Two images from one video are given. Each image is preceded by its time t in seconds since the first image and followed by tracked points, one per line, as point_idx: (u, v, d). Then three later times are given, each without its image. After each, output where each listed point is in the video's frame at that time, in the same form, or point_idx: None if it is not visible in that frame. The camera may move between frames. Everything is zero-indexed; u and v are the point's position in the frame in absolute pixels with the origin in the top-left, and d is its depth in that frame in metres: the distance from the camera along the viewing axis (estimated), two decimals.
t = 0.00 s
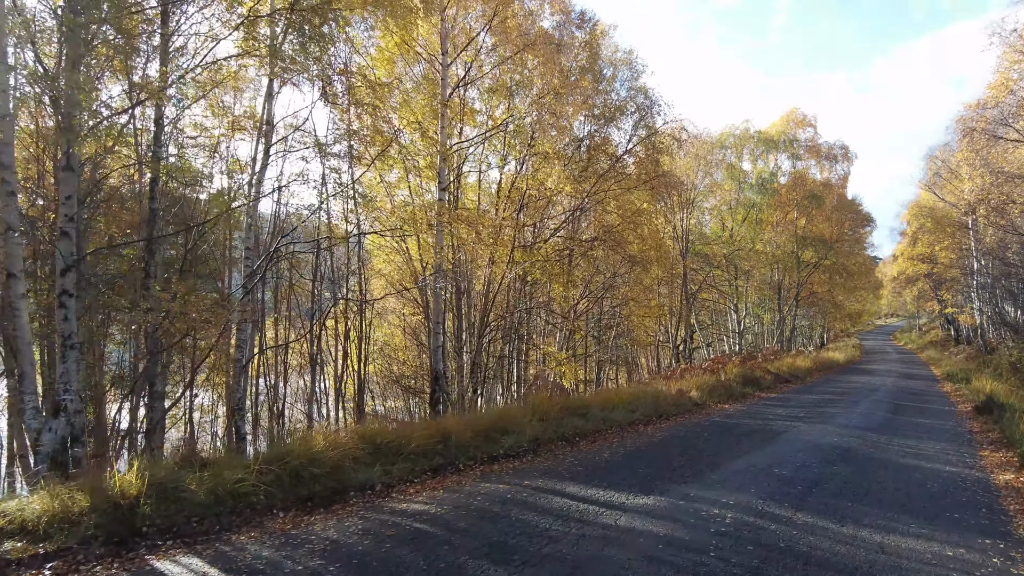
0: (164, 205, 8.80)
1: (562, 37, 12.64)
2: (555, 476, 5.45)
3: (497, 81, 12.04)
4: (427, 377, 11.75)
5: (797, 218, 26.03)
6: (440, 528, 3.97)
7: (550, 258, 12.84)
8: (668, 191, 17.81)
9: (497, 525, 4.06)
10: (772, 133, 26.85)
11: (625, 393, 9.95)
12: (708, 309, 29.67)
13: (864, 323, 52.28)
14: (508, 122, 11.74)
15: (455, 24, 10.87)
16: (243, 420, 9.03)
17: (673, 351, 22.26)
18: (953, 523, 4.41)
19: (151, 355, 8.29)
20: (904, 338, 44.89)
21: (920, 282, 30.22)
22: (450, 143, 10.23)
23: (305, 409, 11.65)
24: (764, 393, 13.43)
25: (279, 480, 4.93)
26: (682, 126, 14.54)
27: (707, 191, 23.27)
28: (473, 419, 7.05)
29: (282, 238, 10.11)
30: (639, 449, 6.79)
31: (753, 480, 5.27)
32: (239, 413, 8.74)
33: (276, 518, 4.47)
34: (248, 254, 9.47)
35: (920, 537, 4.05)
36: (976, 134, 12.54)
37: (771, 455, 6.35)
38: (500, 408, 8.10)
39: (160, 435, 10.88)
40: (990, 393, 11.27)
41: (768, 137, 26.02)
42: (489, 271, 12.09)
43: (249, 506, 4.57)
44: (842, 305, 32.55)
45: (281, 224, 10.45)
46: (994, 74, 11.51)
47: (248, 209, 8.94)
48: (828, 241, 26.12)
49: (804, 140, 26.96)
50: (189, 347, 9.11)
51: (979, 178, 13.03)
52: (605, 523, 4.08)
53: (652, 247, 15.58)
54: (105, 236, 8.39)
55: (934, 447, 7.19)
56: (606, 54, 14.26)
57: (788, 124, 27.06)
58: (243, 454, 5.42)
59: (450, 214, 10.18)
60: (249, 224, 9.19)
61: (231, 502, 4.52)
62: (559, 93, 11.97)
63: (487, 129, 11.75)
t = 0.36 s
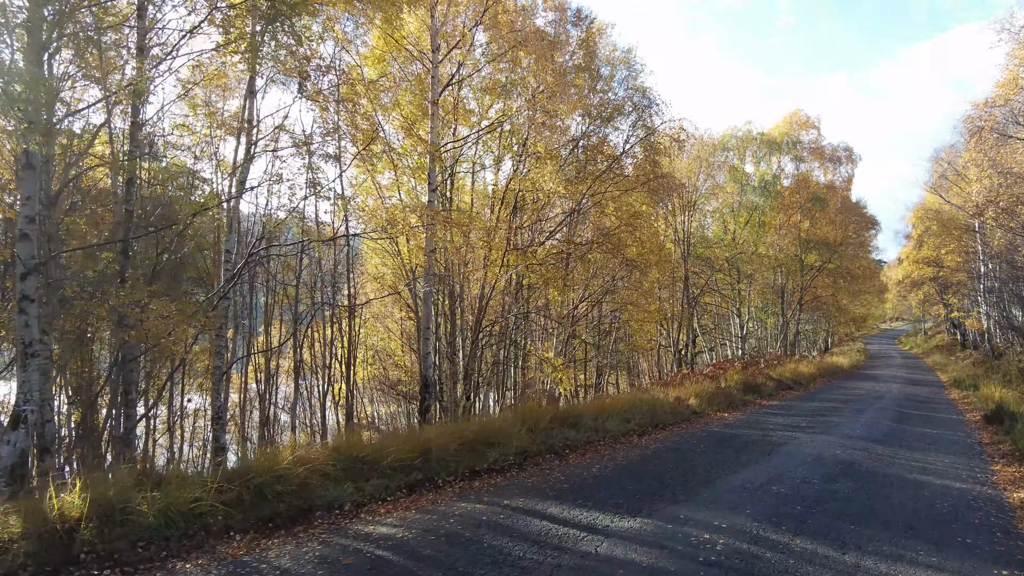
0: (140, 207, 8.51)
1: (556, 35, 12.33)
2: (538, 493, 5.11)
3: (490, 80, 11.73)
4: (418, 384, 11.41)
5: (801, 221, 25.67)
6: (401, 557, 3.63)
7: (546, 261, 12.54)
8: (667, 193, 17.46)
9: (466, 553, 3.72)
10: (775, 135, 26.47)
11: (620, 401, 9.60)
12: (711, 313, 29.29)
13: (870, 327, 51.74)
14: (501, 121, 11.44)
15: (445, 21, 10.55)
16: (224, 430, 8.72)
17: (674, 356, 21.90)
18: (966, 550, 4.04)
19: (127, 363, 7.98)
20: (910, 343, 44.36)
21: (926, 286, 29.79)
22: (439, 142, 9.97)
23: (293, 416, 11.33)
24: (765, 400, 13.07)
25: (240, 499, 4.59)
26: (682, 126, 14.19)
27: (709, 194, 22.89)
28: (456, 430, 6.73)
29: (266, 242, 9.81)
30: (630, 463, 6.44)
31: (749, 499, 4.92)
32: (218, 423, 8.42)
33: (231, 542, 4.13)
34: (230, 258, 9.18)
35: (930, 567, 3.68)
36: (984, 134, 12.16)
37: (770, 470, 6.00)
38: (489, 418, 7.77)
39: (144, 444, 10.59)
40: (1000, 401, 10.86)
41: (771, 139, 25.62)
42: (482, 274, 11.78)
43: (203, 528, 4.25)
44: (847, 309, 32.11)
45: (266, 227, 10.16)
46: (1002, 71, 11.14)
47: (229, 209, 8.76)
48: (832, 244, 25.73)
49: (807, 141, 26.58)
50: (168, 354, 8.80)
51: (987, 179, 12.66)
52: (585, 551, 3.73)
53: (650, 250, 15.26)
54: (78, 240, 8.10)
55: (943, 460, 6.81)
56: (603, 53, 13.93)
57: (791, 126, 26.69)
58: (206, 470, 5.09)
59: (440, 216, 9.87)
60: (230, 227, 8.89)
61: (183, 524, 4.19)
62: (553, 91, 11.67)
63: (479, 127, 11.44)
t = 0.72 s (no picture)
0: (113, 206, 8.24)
1: (547, 33, 12.01)
2: (514, 509, 4.76)
3: (480, 80, 11.42)
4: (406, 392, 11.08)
5: (803, 226, 25.31)
6: None
7: (539, 266, 12.23)
8: (665, 197, 17.12)
9: None
10: (776, 139, 26.13)
11: (613, 410, 9.23)
12: (713, 320, 28.84)
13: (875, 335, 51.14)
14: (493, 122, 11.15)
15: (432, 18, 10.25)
16: (198, 440, 8.39)
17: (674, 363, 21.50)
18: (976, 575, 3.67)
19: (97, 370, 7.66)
20: (916, 350, 43.80)
21: (932, 292, 29.34)
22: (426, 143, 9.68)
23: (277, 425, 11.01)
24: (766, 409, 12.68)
25: (188, 516, 4.25)
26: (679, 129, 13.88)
27: (711, 199, 22.44)
28: (433, 441, 6.38)
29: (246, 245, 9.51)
30: (617, 476, 6.08)
31: (740, 517, 4.55)
32: (192, 432, 8.09)
33: (172, 565, 3.78)
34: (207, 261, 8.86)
35: None
36: (989, 135, 11.78)
37: (764, 484, 5.62)
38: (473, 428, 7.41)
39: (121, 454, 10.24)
40: (1009, 410, 10.44)
41: (773, 143, 25.27)
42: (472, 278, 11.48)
43: (143, 547, 3.89)
44: (852, 315, 31.65)
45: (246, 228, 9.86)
46: (1008, 69, 10.80)
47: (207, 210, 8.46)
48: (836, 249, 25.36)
49: (810, 146, 26.23)
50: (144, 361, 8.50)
51: (993, 181, 12.30)
52: None
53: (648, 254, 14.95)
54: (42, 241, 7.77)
55: (949, 473, 6.44)
56: (598, 54, 13.65)
57: (793, 130, 26.36)
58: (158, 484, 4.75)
59: (427, 218, 9.58)
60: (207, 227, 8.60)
61: (121, 544, 3.84)
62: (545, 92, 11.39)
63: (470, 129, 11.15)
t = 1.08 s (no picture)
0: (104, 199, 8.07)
1: (555, 24, 11.67)
2: (504, 516, 4.46)
3: (486, 72, 11.12)
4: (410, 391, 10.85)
5: (823, 223, 24.71)
6: None
7: (547, 263, 11.94)
8: (679, 194, 16.68)
9: None
10: (795, 135, 25.54)
11: (620, 411, 8.89)
12: (731, 319, 28.26)
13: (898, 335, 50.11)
14: (499, 115, 10.89)
15: (435, 9, 9.97)
16: (195, 440, 8.19)
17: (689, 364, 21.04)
18: None
19: (91, 368, 7.50)
20: (941, 351, 42.77)
21: (957, 291, 28.54)
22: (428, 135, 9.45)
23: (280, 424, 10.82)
24: (782, 411, 12.24)
25: (157, 521, 4.00)
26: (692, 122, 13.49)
27: (728, 196, 21.89)
28: (428, 443, 6.11)
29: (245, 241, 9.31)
30: (619, 480, 5.75)
31: (748, 527, 4.20)
32: (187, 432, 7.88)
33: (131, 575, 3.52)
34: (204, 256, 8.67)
35: None
36: (1018, 125, 11.26)
37: (777, 491, 5.26)
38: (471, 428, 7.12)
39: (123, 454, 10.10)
40: None
41: (791, 139, 24.67)
42: (479, 275, 11.21)
43: (103, 555, 3.64)
44: (873, 315, 30.90)
45: (245, 224, 9.66)
46: None
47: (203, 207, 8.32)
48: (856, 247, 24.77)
49: (829, 141, 25.61)
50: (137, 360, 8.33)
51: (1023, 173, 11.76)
52: None
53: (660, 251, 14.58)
54: (31, 235, 7.59)
55: (977, 480, 6.02)
56: (608, 46, 13.31)
57: (812, 126, 25.76)
58: (131, 486, 4.51)
59: (430, 213, 9.34)
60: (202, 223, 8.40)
61: (79, 552, 3.59)
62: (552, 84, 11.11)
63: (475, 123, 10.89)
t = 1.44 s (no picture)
0: (84, 197, 7.87)
1: (556, 16, 11.31)
2: (480, 538, 4.15)
3: (484, 67, 10.78)
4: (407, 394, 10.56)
5: (837, 221, 24.15)
6: None
7: (548, 262, 11.61)
8: (687, 191, 16.26)
9: None
10: (808, 131, 24.97)
11: (618, 416, 8.54)
12: (743, 319, 27.71)
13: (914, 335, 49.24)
14: (498, 110, 10.56)
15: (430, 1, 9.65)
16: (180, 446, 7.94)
17: (699, 365, 20.60)
18: None
19: (72, 373, 7.26)
20: (958, 351, 41.92)
21: (976, 290, 27.85)
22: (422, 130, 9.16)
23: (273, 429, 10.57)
24: (792, 415, 11.81)
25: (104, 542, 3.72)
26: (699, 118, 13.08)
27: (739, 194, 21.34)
28: (409, 453, 5.80)
29: (234, 241, 9.06)
30: (611, 494, 5.42)
31: (744, 553, 3.85)
32: (171, 436, 7.64)
33: None
34: (188, 255, 8.42)
35: None
36: None
37: (778, 509, 4.90)
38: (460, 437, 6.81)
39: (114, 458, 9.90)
40: None
41: (805, 135, 24.11)
42: (477, 276, 10.89)
43: None
44: (888, 315, 30.26)
45: (236, 223, 9.42)
46: None
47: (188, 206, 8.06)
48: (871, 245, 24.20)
49: (844, 138, 25.02)
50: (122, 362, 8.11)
51: None
52: None
53: (666, 250, 14.19)
54: (10, 235, 7.35)
55: (997, 496, 5.61)
56: (612, 40, 12.93)
57: (825, 122, 25.17)
58: (85, 500, 4.24)
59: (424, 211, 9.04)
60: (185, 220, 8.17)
61: None
62: (553, 79, 10.77)
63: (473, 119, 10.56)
